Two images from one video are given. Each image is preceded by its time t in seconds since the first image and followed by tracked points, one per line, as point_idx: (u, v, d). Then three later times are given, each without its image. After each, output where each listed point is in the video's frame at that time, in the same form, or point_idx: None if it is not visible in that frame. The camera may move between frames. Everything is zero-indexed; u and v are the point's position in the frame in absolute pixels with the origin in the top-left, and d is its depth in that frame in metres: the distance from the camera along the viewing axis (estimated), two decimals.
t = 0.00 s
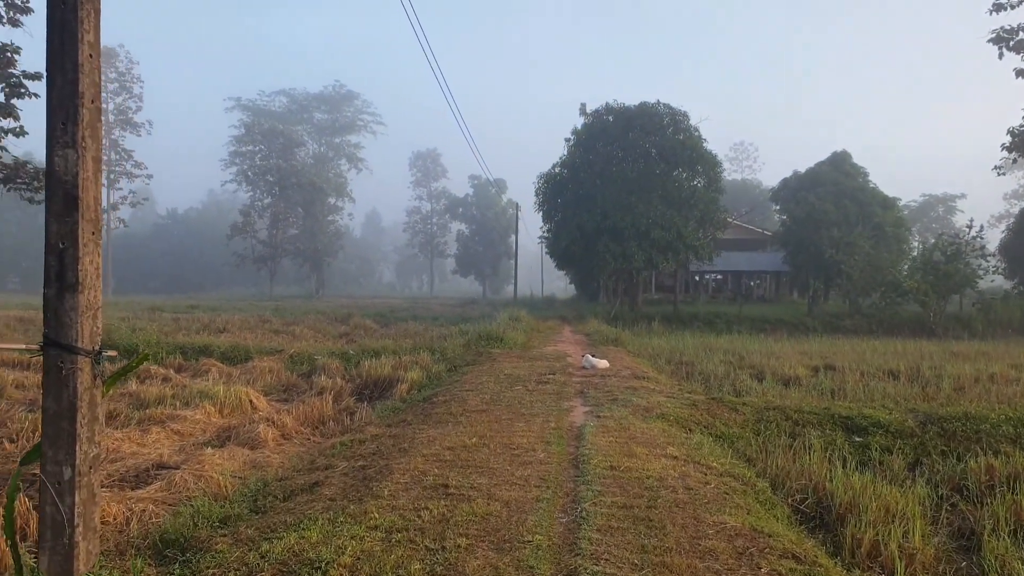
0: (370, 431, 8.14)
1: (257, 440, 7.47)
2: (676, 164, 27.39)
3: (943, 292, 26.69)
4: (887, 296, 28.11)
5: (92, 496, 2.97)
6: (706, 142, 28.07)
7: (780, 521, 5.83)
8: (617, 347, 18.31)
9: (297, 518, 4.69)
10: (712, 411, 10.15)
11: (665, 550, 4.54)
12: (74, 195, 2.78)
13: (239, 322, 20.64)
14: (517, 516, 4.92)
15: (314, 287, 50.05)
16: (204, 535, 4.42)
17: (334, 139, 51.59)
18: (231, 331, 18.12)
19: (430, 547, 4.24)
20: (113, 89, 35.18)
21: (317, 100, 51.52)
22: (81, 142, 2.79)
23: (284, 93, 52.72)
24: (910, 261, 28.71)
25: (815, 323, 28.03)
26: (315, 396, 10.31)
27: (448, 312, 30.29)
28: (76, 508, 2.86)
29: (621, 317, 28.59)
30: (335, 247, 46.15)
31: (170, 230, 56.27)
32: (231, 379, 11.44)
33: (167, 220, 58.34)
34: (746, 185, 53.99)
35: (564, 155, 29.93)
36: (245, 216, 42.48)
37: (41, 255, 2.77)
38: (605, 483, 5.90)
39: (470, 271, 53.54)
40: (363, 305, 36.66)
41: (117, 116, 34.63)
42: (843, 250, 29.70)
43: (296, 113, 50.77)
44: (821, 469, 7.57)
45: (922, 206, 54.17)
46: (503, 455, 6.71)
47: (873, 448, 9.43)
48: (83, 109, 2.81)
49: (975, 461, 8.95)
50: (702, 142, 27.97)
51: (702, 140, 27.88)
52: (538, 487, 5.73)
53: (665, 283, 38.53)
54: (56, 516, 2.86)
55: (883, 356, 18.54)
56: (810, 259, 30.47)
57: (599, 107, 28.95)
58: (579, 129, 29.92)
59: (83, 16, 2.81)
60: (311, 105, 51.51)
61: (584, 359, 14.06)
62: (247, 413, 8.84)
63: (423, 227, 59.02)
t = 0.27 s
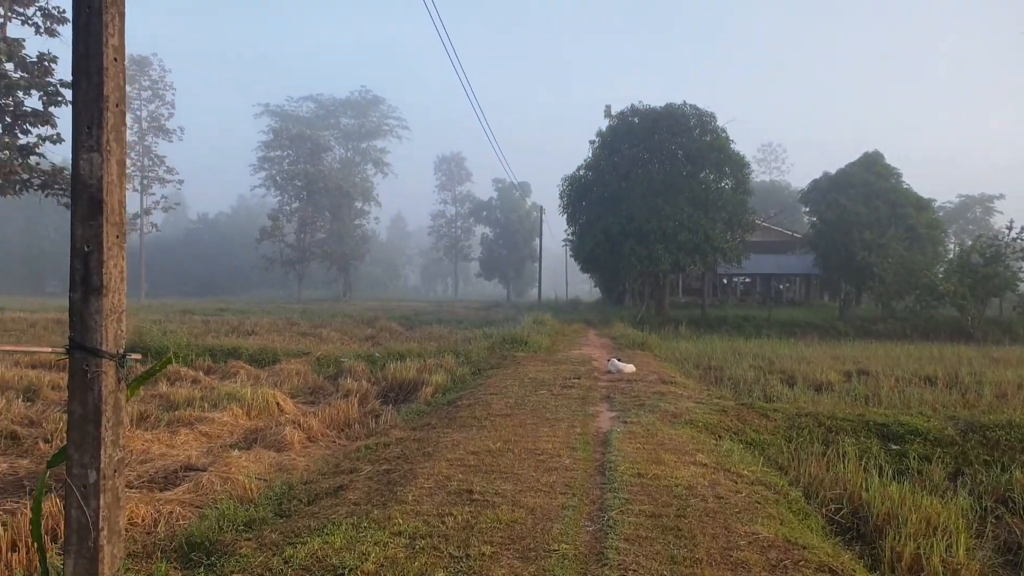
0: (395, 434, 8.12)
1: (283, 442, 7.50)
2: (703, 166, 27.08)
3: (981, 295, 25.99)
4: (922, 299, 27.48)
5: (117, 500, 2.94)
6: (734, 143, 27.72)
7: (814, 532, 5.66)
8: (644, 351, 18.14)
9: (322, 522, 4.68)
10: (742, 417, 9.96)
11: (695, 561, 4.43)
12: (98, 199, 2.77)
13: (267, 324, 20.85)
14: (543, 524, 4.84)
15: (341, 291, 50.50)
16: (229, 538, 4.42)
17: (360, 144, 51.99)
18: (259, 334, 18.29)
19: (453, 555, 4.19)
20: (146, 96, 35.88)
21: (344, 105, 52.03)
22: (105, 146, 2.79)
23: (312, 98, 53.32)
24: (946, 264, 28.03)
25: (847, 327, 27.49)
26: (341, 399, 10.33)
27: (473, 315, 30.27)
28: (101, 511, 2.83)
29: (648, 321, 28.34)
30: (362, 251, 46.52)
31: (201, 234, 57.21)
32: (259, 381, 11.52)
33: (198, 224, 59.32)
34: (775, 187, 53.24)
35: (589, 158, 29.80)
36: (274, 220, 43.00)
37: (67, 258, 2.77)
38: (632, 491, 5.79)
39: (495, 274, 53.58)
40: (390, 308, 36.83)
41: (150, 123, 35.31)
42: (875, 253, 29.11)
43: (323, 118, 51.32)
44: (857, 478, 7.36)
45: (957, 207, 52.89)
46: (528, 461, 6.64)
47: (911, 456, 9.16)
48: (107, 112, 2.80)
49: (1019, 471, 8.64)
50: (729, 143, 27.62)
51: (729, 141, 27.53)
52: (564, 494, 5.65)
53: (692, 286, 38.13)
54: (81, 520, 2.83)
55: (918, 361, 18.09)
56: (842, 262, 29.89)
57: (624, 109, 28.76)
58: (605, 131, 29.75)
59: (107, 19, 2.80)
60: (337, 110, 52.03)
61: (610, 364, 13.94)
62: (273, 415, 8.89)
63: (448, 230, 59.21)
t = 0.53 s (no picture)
0: (428, 437, 8.10)
1: (318, 443, 7.53)
2: (740, 167, 26.61)
3: None
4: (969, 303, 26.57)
5: (151, 501, 2.93)
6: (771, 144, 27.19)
7: (860, 543, 5.45)
8: (679, 355, 17.86)
9: (355, 525, 4.66)
10: (781, 423, 9.70)
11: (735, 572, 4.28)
12: (134, 201, 2.78)
13: (303, 327, 21.11)
14: (577, 531, 4.75)
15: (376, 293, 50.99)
16: (263, 540, 4.42)
17: (395, 148, 52.44)
18: (295, 336, 18.52)
19: (486, 561, 4.12)
20: (187, 103, 36.77)
21: (379, 110, 52.56)
22: (140, 147, 2.80)
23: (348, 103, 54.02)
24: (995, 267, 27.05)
25: (890, 331, 26.72)
26: (375, 401, 10.36)
27: (506, 317, 30.23)
28: (136, 512, 2.82)
29: (683, 324, 27.94)
30: (397, 254, 46.88)
31: (240, 238, 58.35)
32: (295, 383, 11.64)
33: (237, 228, 60.51)
34: (815, 188, 52.12)
35: (624, 159, 29.57)
36: (311, 224, 43.59)
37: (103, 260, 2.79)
38: (670, 498, 5.66)
39: (529, 277, 53.50)
40: (425, 310, 36.97)
41: (191, 129, 36.15)
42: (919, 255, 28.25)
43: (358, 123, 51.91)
44: (905, 488, 7.09)
45: (1007, 207, 51.06)
46: (563, 466, 6.55)
47: (960, 465, 8.81)
48: (143, 115, 2.81)
49: None
50: (767, 144, 27.10)
51: (767, 142, 27.02)
52: (599, 500, 5.54)
53: (728, 289, 37.52)
54: (116, 520, 2.82)
55: (967, 366, 17.45)
56: (885, 264, 29.06)
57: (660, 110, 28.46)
58: (639, 133, 29.49)
59: (143, 22, 2.81)
60: (373, 115, 52.59)
61: (645, 367, 13.75)
62: (308, 416, 8.95)
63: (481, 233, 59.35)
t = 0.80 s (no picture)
0: (466, 440, 8.01)
1: (357, 445, 7.52)
2: (783, 167, 26.01)
3: None
4: None
5: (188, 504, 2.88)
6: (816, 143, 26.51)
7: (917, 558, 5.17)
8: (720, 359, 17.49)
9: (392, 529, 4.59)
10: (828, 429, 9.36)
11: None
12: (172, 200, 2.74)
13: (343, 328, 21.30)
14: (619, 539, 4.61)
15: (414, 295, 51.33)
16: (300, 544, 4.38)
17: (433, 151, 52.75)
18: (335, 337, 18.68)
19: (525, 569, 4.01)
20: (230, 107, 37.53)
21: (418, 113, 52.97)
22: (178, 146, 2.76)
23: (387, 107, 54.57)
24: None
25: (940, 335, 25.79)
26: (413, 403, 10.33)
27: (544, 320, 30.07)
28: (173, 514, 2.77)
29: (724, 327, 27.40)
30: (434, 256, 47.12)
31: (282, 240, 59.42)
32: (334, 384, 11.69)
33: (279, 231, 61.64)
34: (860, 188, 50.72)
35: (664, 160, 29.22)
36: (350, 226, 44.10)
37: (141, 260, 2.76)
38: (714, 507, 5.46)
39: (566, 279, 53.24)
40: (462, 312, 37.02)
41: (233, 133, 36.90)
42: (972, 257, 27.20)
43: (397, 126, 52.35)
44: (962, 500, 6.74)
45: None
46: (603, 472, 6.40)
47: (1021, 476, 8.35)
48: (181, 113, 2.77)
49: None
50: (811, 143, 26.43)
51: (811, 141, 26.35)
52: (641, 508, 5.37)
53: (770, 291, 36.73)
54: (154, 523, 2.77)
55: None
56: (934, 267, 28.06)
57: (700, 110, 28.02)
58: (679, 133, 29.08)
59: (183, 21, 2.78)
60: (411, 118, 53.01)
61: (686, 371, 13.46)
62: (347, 417, 8.96)
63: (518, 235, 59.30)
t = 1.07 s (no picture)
0: (505, 444, 7.91)
1: (395, 449, 7.48)
2: (827, 167, 25.32)
3: None
4: None
5: (225, 509, 2.84)
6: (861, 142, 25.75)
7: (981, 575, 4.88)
8: (763, 362, 17.06)
9: (430, 536, 4.51)
10: (878, 436, 8.99)
11: None
12: (208, 202, 2.71)
13: (382, 330, 21.43)
14: (664, 550, 4.45)
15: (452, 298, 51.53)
16: (338, 549, 4.34)
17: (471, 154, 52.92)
18: (373, 339, 18.79)
19: None
20: (272, 112, 38.23)
21: (455, 117, 53.21)
22: (214, 147, 2.73)
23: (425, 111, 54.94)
24: None
25: (994, 339, 24.76)
26: (451, 406, 10.28)
27: (582, 322, 29.83)
28: (210, 520, 2.73)
29: (766, 330, 26.78)
30: (472, 259, 47.23)
31: (322, 244, 60.29)
32: (373, 386, 11.71)
33: (320, 235, 62.55)
34: (908, 188, 49.16)
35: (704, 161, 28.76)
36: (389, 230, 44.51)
37: (178, 262, 2.73)
38: (761, 517, 5.26)
39: (604, 281, 52.84)
40: (499, 315, 37.00)
41: (275, 138, 37.57)
42: None
43: (435, 130, 52.64)
44: None
45: None
46: (645, 479, 6.23)
47: None
48: (217, 114, 2.73)
49: None
50: (857, 142, 25.69)
51: (857, 140, 25.62)
52: (685, 517, 5.20)
53: (813, 293, 35.81)
54: (190, 529, 2.73)
55: None
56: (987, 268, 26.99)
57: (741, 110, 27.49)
58: (720, 133, 28.57)
59: (219, 21, 2.74)
60: (449, 122, 53.27)
61: (728, 376, 13.14)
62: (385, 420, 8.94)
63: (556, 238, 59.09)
